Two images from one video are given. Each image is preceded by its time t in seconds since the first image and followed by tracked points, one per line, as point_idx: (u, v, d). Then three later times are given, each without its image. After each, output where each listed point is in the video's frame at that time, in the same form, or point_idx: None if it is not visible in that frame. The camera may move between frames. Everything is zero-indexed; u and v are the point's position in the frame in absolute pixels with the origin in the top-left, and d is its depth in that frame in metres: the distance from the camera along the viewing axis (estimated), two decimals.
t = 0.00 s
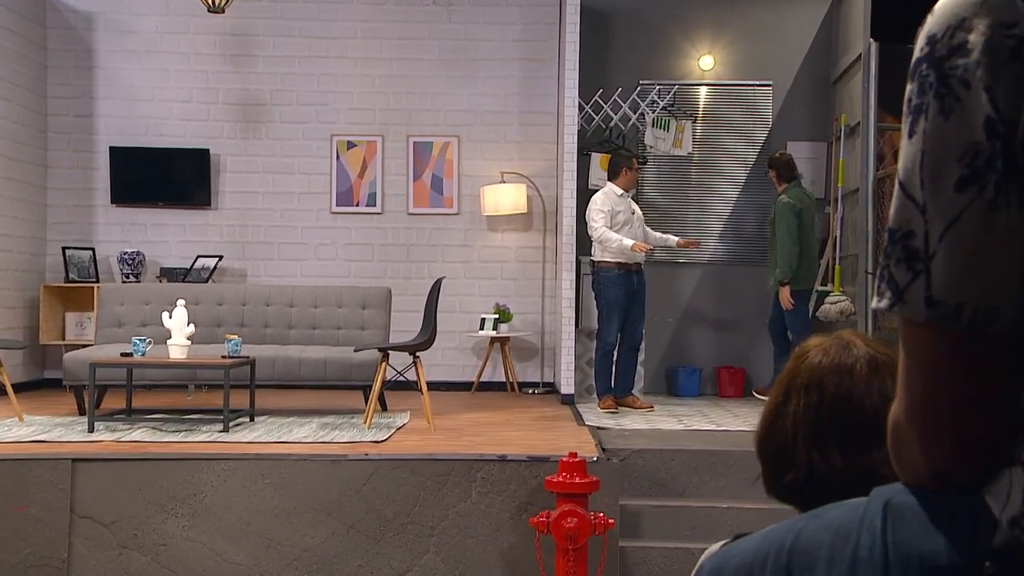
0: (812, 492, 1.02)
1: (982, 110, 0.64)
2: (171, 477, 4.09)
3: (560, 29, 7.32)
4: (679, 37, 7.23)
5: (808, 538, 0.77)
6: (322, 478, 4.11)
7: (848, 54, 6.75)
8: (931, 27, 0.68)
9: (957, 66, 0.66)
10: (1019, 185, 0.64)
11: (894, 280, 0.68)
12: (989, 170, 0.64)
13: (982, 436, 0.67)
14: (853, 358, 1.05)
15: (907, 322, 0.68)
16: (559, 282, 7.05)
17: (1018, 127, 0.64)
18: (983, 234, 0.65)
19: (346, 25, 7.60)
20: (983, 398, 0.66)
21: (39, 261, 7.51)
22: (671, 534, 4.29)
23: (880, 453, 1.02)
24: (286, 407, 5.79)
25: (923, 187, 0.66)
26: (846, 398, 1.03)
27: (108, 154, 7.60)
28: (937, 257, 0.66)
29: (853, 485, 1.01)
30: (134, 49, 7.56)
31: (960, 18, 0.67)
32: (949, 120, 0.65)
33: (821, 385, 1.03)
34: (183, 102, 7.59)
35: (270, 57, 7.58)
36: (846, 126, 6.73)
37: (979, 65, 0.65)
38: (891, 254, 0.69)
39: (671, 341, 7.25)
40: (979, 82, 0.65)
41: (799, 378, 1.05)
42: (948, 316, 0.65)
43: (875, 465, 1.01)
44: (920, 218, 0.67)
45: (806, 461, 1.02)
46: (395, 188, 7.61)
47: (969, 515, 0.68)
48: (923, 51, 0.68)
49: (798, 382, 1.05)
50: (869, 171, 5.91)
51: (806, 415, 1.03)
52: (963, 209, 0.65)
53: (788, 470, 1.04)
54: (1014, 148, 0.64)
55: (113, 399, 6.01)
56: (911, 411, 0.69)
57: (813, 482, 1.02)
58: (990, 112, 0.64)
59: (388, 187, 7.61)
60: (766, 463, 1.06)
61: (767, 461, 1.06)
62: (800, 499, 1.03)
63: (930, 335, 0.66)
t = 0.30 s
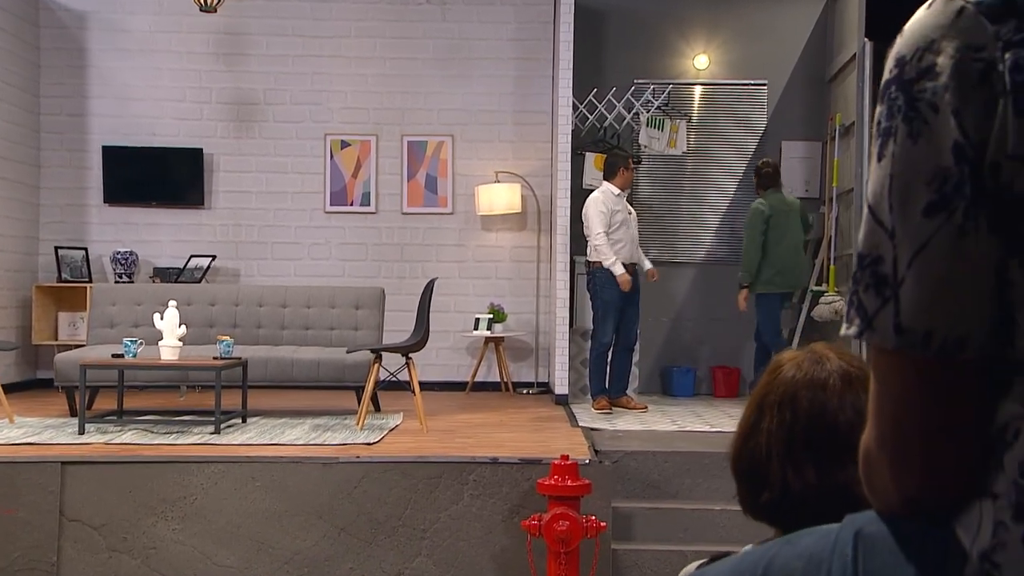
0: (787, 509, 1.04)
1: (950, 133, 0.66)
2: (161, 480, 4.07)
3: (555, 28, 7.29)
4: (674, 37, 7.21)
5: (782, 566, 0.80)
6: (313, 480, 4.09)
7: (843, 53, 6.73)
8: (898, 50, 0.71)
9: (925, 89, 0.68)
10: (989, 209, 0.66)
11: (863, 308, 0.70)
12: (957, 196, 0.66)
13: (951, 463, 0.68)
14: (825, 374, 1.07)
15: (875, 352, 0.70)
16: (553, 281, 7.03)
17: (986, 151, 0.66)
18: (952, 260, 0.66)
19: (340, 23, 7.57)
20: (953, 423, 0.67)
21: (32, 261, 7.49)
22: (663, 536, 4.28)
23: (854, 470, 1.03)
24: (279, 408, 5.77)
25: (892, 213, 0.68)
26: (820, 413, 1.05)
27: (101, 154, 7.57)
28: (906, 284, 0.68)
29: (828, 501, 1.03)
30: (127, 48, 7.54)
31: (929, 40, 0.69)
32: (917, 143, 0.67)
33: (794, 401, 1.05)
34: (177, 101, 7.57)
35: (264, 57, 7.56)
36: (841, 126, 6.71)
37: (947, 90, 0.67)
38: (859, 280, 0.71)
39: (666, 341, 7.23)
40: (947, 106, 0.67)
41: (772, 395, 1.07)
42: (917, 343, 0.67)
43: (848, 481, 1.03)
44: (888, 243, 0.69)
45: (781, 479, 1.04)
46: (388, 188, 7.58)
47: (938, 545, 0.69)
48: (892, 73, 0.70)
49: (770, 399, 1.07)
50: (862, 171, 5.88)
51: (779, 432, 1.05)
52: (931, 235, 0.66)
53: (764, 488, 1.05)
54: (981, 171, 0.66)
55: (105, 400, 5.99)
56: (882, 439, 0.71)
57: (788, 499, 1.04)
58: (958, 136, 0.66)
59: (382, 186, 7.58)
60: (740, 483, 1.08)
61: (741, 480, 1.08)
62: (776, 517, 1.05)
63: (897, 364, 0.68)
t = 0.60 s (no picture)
0: (766, 526, 1.07)
1: (918, 163, 0.66)
2: (149, 479, 4.05)
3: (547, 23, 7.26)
4: (666, 32, 7.18)
5: None
6: (303, 479, 4.07)
7: (836, 49, 6.70)
8: (866, 74, 0.70)
9: (893, 116, 0.67)
10: (954, 241, 0.67)
11: (831, 337, 0.71)
12: (924, 227, 0.66)
13: (919, 494, 0.69)
14: (805, 389, 1.09)
15: (841, 381, 0.70)
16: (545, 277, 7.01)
17: (953, 181, 0.66)
18: (919, 292, 0.67)
19: (331, 18, 7.54)
20: (921, 457, 0.68)
21: (22, 256, 7.45)
22: (655, 535, 4.27)
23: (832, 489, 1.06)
24: (270, 406, 5.75)
25: (859, 242, 0.69)
26: (799, 430, 1.07)
27: (92, 149, 7.54)
28: (872, 315, 0.68)
29: (805, 520, 1.06)
30: (118, 42, 7.50)
31: (897, 65, 0.68)
32: (885, 172, 0.67)
33: (772, 419, 1.07)
34: (168, 96, 7.53)
35: (255, 51, 7.52)
36: (834, 121, 6.69)
37: (914, 118, 0.67)
38: (827, 310, 0.71)
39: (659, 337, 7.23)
40: (914, 134, 0.66)
41: (752, 411, 1.09)
42: (884, 377, 0.68)
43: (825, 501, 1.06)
44: (855, 273, 0.70)
45: (759, 498, 1.07)
46: (380, 183, 7.55)
47: None
48: (860, 99, 0.70)
49: (750, 415, 1.09)
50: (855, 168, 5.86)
51: (758, 450, 1.08)
52: (898, 266, 0.67)
53: (742, 507, 1.08)
54: (948, 202, 0.66)
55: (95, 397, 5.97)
56: (850, 469, 0.71)
57: (766, 520, 1.07)
58: (925, 166, 0.66)
59: (374, 182, 7.55)
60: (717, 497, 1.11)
61: (719, 496, 1.10)
62: (754, 533, 1.08)
63: (865, 396, 0.69)
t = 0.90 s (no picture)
0: (751, 539, 1.06)
1: (882, 198, 0.69)
2: (135, 476, 4.03)
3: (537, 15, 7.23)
4: (657, 24, 7.15)
5: None
6: (290, 476, 4.05)
7: (826, 41, 6.69)
8: (833, 106, 0.73)
9: (859, 149, 0.71)
10: (920, 278, 0.69)
11: (797, 372, 0.74)
12: (889, 262, 0.69)
13: (884, 531, 0.72)
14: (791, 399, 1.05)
15: (808, 415, 0.73)
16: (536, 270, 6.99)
17: (918, 218, 0.68)
18: (883, 328, 0.69)
19: (321, 9, 7.49)
20: (886, 494, 0.71)
21: (9, 249, 7.41)
22: (643, 531, 4.26)
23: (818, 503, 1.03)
24: (259, 401, 5.73)
25: (825, 275, 0.72)
26: (783, 442, 1.04)
27: (79, 141, 7.49)
28: (838, 349, 0.71)
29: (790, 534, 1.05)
30: (107, 34, 7.44)
31: (863, 97, 0.71)
32: (850, 206, 0.70)
33: (757, 433, 1.05)
34: (157, 88, 7.48)
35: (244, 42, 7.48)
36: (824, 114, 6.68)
37: (879, 150, 0.69)
38: (794, 343, 0.75)
39: (649, 330, 7.21)
40: (879, 167, 0.69)
41: (736, 424, 1.07)
42: (850, 413, 0.70)
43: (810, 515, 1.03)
44: (821, 306, 0.73)
45: (742, 511, 1.05)
46: (370, 175, 7.52)
47: None
48: (828, 129, 0.73)
49: (734, 428, 1.07)
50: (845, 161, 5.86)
51: (741, 463, 1.06)
52: (863, 301, 0.69)
53: (726, 520, 1.07)
54: (912, 237, 0.69)
55: (82, 391, 5.94)
56: (817, 508, 0.74)
57: (750, 533, 1.06)
58: (890, 201, 0.68)
59: (364, 174, 7.52)
60: (704, 508, 1.10)
61: (705, 506, 1.09)
62: (739, 546, 1.08)
63: (830, 431, 0.71)
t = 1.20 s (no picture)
0: (722, 558, 1.05)
1: (843, 239, 0.65)
2: (118, 473, 4.01)
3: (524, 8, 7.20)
4: (644, 16, 7.13)
5: None
6: (275, 472, 4.04)
7: (813, 34, 6.68)
8: (796, 140, 0.69)
9: (821, 188, 0.67)
10: (879, 320, 0.66)
11: (758, 414, 0.70)
12: (849, 305, 0.65)
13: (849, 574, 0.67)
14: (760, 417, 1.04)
15: (770, 457, 0.69)
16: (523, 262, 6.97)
17: (878, 261, 0.65)
18: (844, 371, 0.66)
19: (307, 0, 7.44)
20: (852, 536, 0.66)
21: None
22: (628, 527, 4.26)
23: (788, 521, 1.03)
24: (244, 395, 5.70)
25: (787, 315, 0.68)
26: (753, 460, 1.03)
27: (63, 132, 7.44)
28: (799, 393, 0.67)
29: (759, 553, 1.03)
30: (91, 25, 7.38)
31: (825, 135, 0.67)
32: (812, 246, 0.67)
33: (727, 449, 1.04)
34: (141, 79, 7.43)
35: (229, 33, 7.42)
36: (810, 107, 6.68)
37: (840, 191, 0.65)
38: (756, 384, 0.70)
39: (636, 323, 7.20)
40: (840, 209, 0.65)
41: (706, 443, 1.06)
42: (810, 458, 0.66)
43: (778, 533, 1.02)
44: (784, 348, 0.69)
45: (713, 529, 1.05)
46: (357, 167, 7.49)
47: None
48: (789, 165, 0.69)
49: (704, 447, 1.06)
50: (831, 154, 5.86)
51: (711, 481, 1.05)
52: (824, 343, 0.66)
53: (698, 539, 1.06)
54: (873, 279, 0.65)
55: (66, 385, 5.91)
56: (777, 552, 0.68)
57: (719, 553, 1.04)
58: (850, 244, 0.65)
59: (350, 166, 7.49)
60: (674, 530, 1.08)
61: (676, 526, 1.08)
62: (710, 568, 1.06)
63: (791, 476, 0.67)
